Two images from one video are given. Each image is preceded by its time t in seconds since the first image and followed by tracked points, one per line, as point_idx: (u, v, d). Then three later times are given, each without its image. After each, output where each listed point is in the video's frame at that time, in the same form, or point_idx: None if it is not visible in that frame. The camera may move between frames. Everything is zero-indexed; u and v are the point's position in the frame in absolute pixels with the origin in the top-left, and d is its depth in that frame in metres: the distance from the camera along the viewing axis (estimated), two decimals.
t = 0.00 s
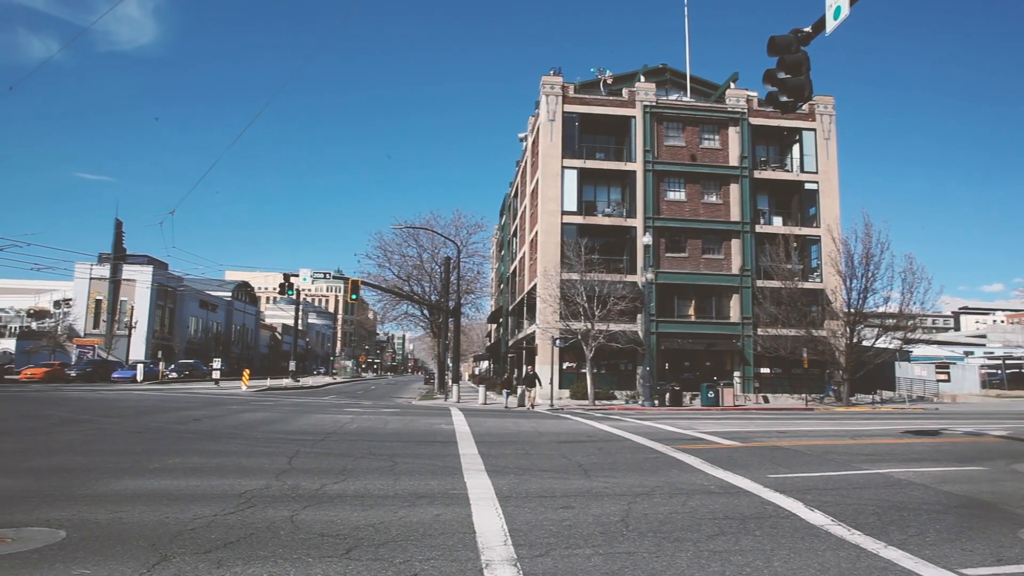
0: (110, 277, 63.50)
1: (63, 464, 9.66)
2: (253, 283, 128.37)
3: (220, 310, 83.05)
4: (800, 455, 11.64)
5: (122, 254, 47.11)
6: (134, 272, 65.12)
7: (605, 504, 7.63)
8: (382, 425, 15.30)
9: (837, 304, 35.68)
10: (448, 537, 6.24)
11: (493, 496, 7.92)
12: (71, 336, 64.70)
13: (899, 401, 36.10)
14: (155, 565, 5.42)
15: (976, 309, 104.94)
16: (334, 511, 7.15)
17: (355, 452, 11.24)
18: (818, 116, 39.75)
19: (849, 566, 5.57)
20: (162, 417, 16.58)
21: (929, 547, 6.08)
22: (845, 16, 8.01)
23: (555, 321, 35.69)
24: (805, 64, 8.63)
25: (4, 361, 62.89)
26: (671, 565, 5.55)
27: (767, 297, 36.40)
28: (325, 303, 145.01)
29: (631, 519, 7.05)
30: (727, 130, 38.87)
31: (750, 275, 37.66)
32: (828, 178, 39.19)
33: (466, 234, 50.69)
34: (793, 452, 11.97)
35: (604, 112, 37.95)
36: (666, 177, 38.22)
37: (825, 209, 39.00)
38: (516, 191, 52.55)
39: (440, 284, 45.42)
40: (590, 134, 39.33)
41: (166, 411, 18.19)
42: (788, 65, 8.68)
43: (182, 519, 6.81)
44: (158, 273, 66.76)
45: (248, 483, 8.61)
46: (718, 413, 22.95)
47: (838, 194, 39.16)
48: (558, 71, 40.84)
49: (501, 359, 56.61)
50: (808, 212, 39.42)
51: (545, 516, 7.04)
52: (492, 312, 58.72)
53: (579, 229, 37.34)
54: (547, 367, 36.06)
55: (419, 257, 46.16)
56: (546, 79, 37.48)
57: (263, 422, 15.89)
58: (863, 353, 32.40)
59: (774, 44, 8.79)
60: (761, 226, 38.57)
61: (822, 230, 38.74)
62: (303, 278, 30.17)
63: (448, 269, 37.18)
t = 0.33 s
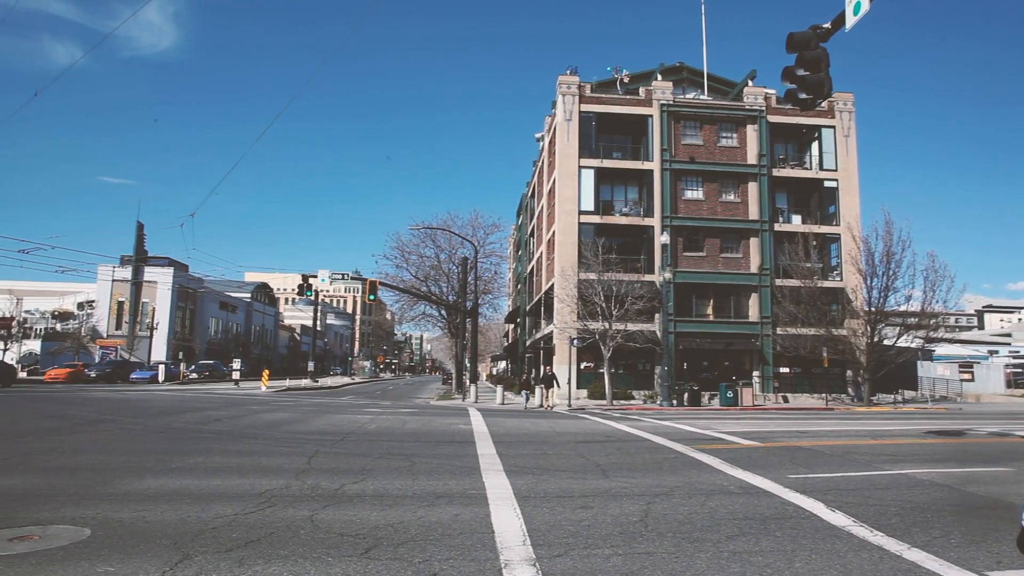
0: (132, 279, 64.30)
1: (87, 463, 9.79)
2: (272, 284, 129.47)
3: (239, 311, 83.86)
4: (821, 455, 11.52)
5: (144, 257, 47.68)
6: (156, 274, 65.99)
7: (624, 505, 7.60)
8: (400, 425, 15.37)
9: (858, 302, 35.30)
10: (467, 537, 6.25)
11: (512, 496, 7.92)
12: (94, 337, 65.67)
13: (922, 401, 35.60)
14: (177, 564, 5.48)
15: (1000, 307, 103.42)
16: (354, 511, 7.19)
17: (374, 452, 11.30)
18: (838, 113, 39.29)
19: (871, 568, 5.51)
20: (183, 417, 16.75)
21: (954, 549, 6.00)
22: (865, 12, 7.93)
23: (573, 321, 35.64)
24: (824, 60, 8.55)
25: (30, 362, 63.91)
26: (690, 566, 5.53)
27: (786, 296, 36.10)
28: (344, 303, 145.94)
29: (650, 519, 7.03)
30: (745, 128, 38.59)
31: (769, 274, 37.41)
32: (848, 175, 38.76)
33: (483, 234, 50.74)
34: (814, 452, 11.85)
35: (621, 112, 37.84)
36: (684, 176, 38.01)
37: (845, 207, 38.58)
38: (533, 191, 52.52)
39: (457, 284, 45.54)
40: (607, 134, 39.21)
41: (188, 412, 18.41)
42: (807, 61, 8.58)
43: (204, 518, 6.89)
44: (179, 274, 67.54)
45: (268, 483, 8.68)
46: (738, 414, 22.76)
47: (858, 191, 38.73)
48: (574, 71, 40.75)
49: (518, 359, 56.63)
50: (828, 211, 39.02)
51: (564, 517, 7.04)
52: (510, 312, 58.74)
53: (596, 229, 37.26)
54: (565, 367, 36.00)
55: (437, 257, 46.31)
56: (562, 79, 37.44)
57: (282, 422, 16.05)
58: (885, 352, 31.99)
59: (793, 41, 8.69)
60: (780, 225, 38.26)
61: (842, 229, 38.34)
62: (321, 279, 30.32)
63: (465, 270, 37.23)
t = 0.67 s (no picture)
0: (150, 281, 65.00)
1: (106, 464, 9.88)
2: (288, 285, 130.35)
3: (256, 313, 84.50)
4: (839, 456, 11.40)
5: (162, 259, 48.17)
6: (174, 276, 66.66)
7: (640, 505, 7.57)
8: (416, 426, 15.40)
9: (876, 301, 34.98)
10: (484, 537, 6.24)
11: (527, 496, 7.92)
12: (113, 339, 66.43)
13: (941, 401, 35.16)
14: (197, 563, 5.54)
15: (1020, 305, 101.98)
16: (370, 511, 7.23)
17: (390, 452, 11.35)
18: (854, 110, 38.93)
19: (891, 570, 5.46)
20: (201, 418, 16.90)
21: (976, 551, 5.93)
22: (882, 8, 7.84)
23: (588, 321, 35.59)
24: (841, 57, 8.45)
25: (51, 364, 64.76)
26: (707, 567, 5.50)
27: (803, 295, 35.81)
28: (359, 304, 146.68)
29: (667, 519, 7.00)
30: (761, 126, 38.34)
31: (785, 273, 37.15)
32: (865, 173, 38.39)
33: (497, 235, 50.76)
34: (832, 452, 11.72)
35: (635, 111, 37.73)
36: (698, 176, 37.83)
37: (862, 205, 38.23)
38: (547, 191, 52.43)
39: (472, 285, 45.61)
40: (621, 133, 39.08)
41: (205, 412, 18.55)
42: (824, 58, 8.49)
43: (223, 518, 6.94)
44: (196, 276, 68.15)
45: (285, 483, 8.75)
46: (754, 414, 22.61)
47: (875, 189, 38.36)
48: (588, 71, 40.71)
49: (533, 359, 56.58)
50: (845, 209, 38.66)
51: (580, 517, 7.01)
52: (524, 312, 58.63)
53: (611, 228, 37.18)
54: (580, 367, 35.93)
55: (451, 258, 46.42)
56: (576, 79, 37.39)
57: (298, 423, 16.13)
58: (904, 352, 31.63)
59: (808, 38, 8.61)
60: (796, 223, 37.99)
61: (860, 227, 37.97)
62: (336, 281, 30.49)
63: (480, 270, 37.24)
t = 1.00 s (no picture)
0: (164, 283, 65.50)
1: (122, 465, 9.95)
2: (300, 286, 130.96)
3: (268, 315, 84.93)
4: (853, 456, 11.32)
5: (175, 261, 48.52)
6: (187, 279, 67.17)
7: (654, 506, 7.53)
8: (428, 427, 15.42)
9: (890, 300, 34.73)
10: (496, 538, 6.25)
11: (540, 497, 7.92)
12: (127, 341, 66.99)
13: (957, 401, 34.81)
14: (211, 564, 5.57)
15: None
16: (383, 511, 7.27)
17: (402, 453, 11.40)
18: (867, 108, 38.66)
19: (907, 571, 5.41)
20: (214, 419, 16.99)
21: (994, 554, 5.86)
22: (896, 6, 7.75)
23: (599, 321, 35.52)
24: (854, 55, 8.38)
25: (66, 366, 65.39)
26: (720, 568, 5.47)
27: (817, 294, 35.57)
28: (370, 305, 147.16)
29: (680, 521, 6.97)
30: (773, 125, 38.13)
31: (798, 272, 36.94)
32: (878, 172, 38.09)
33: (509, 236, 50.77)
34: (846, 453, 11.63)
35: (646, 111, 37.64)
36: (710, 175, 37.67)
37: (876, 204, 37.94)
38: (559, 192, 52.36)
39: (483, 286, 45.61)
40: (632, 133, 38.98)
41: (219, 414, 18.67)
42: (837, 57, 8.43)
43: (237, 519, 6.99)
44: (209, 278, 68.62)
45: (298, 484, 8.81)
46: (767, 414, 22.48)
47: (889, 187, 38.06)
48: (599, 71, 40.64)
49: (545, 360, 56.56)
50: (858, 208, 38.37)
51: (592, 518, 7.00)
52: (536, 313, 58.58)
53: (622, 229, 37.11)
54: (592, 367, 35.88)
55: (463, 259, 46.47)
56: (587, 79, 37.34)
57: (311, 424, 16.18)
58: (919, 352, 31.35)
59: (821, 36, 8.54)
60: (809, 223, 37.75)
61: (873, 226, 37.69)
62: (348, 282, 30.58)
63: (491, 272, 37.19)
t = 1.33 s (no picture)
0: (175, 285, 65.94)
1: (133, 465, 10.04)
2: (310, 288, 131.58)
3: (278, 316, 85.33)
4: (865, 457, 11.25)
5: (185, 263, 48.92)
6: (198, 280, 67.59)
7: (664, 508, 7.51)
8: (437, 427, 15.46)
9: (901, 301, 34.53)
10: (506, 539, 6.25)
11: (550, 498, 7.92)
12: (139, 343, 67.50)
13: (970, 402, 34.51)
14: (222, 564, 5.59)
15: None
16: (393, 512, 7.28)
17: (413, 454, 11.43)
18: (878, 107, 38.44)
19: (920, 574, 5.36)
20: (226, 420, 17.10)
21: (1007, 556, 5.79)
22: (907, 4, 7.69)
23: (609, 322, 35.47)
24: (865, 54, 8.32)
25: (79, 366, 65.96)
26: (731, 570, 5.46)
27: (827, 294, 35.36)
28: (380, 306, 147.65)
29: (691, 522, 6.94)
30: (783, 125, 37.95)
31: (808, 272, 36.76)
32: (889, 171, 37.86)
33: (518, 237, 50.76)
34: (857, 454, 11.56)
35: (655, 111, 37.58)
36: (720, 175, 37.55)
37: (887, 203, 37.70)
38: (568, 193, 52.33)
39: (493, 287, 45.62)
40: (641, 133, 38.91)
41: (230, 414, 18.87)
42: (847, 56, 8.38)
43: (247, 519, 7.02)
44: (220, 280, 69.00)
45: (309, 484, 8.84)
46: (778, 415, 22.38)
47: (900, 187, 37.82)
48: (607, 71, 40.62)
49: (554, 361, 56.51)
50: (869, 207, 38.14)
51: (602, 520, 6.99)
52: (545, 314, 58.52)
53: (631, 229, 37.05)
54: (602, 368, 35.84)
55: (472, 260, 46.51)
56: (596, 79, 37.32)
57: (321, 425, 16.28)
58: (931, 352, 31.14)
59: (832, 35, 8.48)
60: (819, 223, 37.55)
61: (884, 225, 37.46)
62: (357, 283, 30.66)
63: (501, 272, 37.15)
